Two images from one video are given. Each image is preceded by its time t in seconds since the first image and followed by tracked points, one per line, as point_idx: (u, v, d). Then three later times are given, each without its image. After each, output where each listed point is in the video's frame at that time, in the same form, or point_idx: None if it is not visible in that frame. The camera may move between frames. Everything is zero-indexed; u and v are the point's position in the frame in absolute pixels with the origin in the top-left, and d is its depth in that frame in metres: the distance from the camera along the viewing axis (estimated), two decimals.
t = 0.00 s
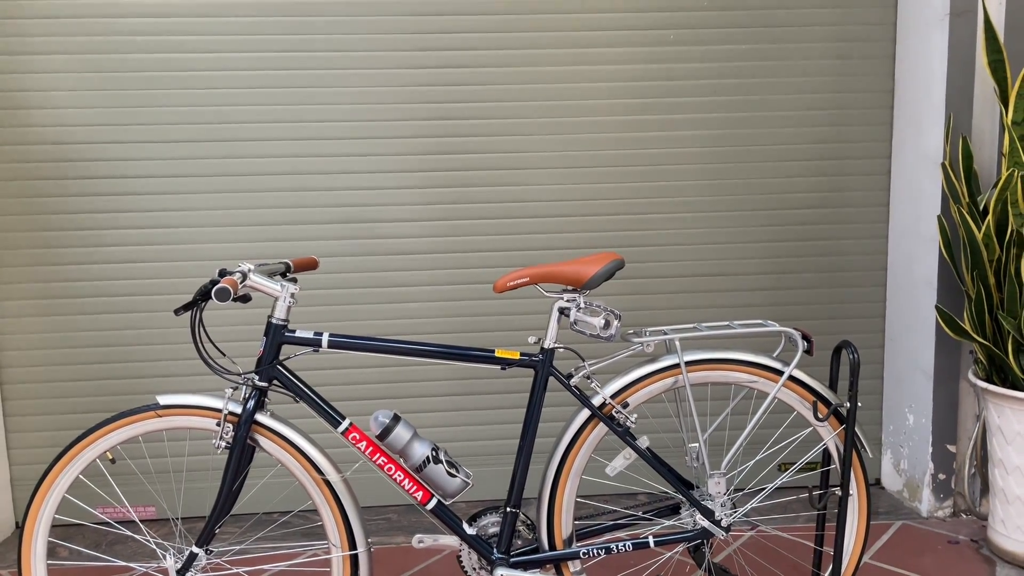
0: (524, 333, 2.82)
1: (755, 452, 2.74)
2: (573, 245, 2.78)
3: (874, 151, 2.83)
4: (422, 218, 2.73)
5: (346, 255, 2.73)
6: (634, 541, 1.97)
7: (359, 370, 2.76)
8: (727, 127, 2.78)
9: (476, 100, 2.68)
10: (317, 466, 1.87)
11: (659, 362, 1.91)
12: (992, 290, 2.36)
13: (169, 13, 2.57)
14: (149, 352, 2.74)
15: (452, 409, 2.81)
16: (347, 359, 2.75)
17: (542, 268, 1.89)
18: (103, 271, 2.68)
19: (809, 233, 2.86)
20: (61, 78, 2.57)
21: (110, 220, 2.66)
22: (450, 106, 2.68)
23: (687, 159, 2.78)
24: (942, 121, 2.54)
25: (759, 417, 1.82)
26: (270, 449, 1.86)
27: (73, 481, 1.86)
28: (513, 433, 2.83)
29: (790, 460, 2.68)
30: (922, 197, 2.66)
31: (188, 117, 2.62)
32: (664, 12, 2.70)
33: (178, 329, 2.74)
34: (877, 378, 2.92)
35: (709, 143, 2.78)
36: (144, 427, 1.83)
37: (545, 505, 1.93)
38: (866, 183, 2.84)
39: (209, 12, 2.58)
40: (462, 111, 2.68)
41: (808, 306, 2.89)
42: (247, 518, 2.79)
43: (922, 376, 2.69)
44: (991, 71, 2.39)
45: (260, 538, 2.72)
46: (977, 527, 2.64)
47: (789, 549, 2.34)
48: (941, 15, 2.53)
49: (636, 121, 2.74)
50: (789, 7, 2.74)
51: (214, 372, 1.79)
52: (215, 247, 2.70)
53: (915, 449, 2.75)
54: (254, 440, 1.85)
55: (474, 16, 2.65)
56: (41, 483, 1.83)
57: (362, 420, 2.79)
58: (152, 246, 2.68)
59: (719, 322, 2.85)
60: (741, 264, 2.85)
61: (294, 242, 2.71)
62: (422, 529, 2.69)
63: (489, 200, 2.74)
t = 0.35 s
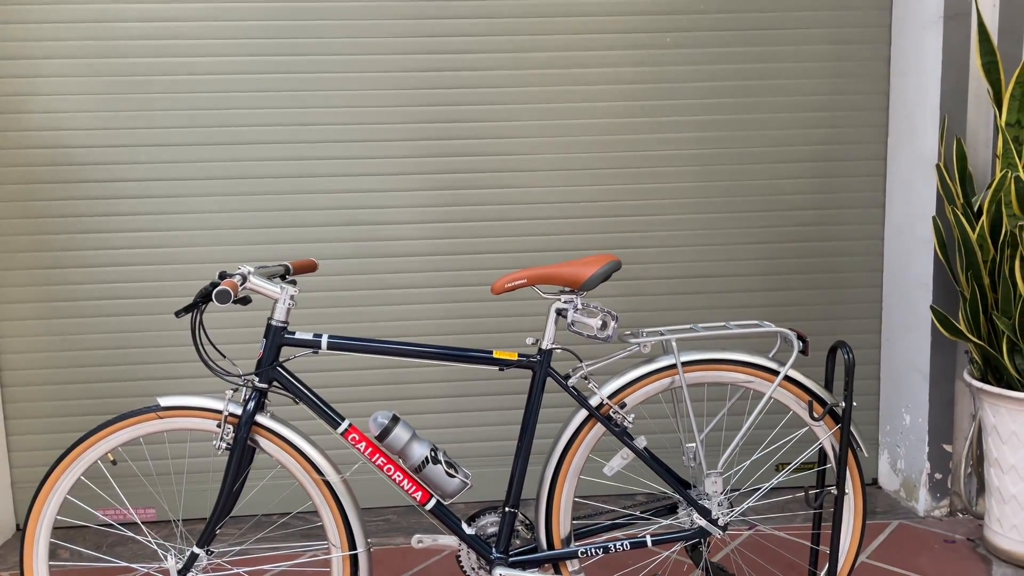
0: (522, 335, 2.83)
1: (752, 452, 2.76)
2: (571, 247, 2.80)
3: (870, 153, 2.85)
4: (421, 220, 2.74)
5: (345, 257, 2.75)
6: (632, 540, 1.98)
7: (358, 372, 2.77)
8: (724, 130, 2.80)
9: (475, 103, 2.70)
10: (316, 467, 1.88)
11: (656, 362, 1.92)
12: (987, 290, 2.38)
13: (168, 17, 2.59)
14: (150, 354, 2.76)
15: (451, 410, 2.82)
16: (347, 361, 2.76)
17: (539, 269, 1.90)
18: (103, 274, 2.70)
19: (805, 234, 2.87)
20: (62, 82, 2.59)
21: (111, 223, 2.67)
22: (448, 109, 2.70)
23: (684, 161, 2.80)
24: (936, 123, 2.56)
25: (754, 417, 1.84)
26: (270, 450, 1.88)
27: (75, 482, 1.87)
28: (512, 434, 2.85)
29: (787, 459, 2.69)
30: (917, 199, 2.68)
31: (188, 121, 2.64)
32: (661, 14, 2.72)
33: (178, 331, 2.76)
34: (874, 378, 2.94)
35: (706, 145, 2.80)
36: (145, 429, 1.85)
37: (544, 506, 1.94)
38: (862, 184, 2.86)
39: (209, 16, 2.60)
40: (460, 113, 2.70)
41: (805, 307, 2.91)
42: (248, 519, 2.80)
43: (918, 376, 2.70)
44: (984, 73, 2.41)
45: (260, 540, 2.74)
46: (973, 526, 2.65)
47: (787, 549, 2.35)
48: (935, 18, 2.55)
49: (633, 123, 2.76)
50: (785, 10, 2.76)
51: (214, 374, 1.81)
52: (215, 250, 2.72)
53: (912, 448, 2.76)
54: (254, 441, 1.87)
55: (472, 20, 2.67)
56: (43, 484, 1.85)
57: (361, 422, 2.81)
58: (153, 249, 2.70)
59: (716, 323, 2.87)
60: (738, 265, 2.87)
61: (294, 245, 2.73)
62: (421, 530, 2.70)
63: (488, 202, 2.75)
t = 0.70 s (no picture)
0: (519, 334, 2.83)
1: (749, 451, 2.76)
2: (567, 246, 2.80)
3: (865, 151, 2.86)
4: (417, 220, 2.74)
5: (342, 257, 2.74)
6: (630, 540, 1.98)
7: (355, 372, 2.77)
8: (720, 129, 2.80)
9: (471, 103, 2.70)
10: (314, 467, 1.88)
11: (653, 361, 1.92)
12: (982, 288, 2.39)
13: (164, 17, 2.58)
14: (145, 355, 2.75)
15: (448, 410, 2.82)
16: (344, 361, 2.76)
17: (536, 269, 1.90)
18: (98, 276, 2.69)
19: (801, 233, 2.88)
20: (56, 83, 2.58)
21: (106, 224, 2.67)
22: (445, 109, 2.69)
23: (680, 160, 2.80)
24: (931, 121, 2.57)
25: (752, 415, 1.84)
26: (267, 451, 1.87)
27: (72, 484, 1.87)
28: (509, 434, 2.85)
29: (784, 458, 2.70)
30: (912, 197, 2.68)
31: (184, 121, 2.63)
32: (657, 14, 2.73)
33: (173, 333, 2.75)
34: (870, 376, 2.95)
35: (702, 144, 2.80)
36: (142, 429, 1.84)
37: (541, 505, 1.94)
38: (857, 183, 2.87)
39: (203, 17, 2.59)
40: (457, 113, 2.70)
41: (801, 306, 2.91)
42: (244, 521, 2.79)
43: (914, 374, 2.71)
44: (979, 71, 2.41)
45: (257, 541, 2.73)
46: (970, 523, 2.66)
47: (784, 548, 2.35)
48: (930, 16, 2.56)
49: (631, 123, 2.76)
50: (780, 9, 2.77)
51: (210, 374, 1.80)
52: (210, 250, 2.71)
53: (908, 446, 2.77)
54: (251, 442, 1.86)
55: (469, 20, 2.67)
56: (39, 486, 1.84)
57: (358, 422, 2.80)
58: (148, 250, 2.69)
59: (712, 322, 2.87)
60: (734, 264, 2.87)
61: (291, 245, 2.72)
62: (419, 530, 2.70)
63: (484, 201, 2.75)
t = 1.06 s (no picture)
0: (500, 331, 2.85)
1: (728, 445, 2.79)
2: (547, 243, 2.82)
3: (842, 148, 2.89)
4: (398, 217, 2.75)
5: (323, 255, 2.75)
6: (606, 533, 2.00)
7: (338, 370, 2.78)
8: (698, 126, 2.83)
9: (452, 101, 2.71)
10: (292, 464, 1.88)
11: (628, 356, 1.94)
12: (955, 282, 2.42)
13: (144, 15, 2.58)
14: (126, 354, 2.75)
15: (430, 407, 2.83)
16: (327, 359, 2.77)
17: (512, 265, 1.92)
18: (77, 275, 2.68)
19: (779, 229, 2.91)
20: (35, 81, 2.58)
21: (85, 223, 2.66)
22: (426, 106, 2.71)
23: (659, 157, 2.83)
24: (905, 118, 2.60)
25: (725, 409, 1.87)
26: (244, 448, 1.88)
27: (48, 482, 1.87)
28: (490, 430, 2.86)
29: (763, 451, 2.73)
30: (887, 193, 2.72)
31: (165, 120, 2.63)
32: (636, 12, 2.75)
33: (154, 331, 2.75)
34: (848, 370, 2.98)
35: (681, 142, 2.83)
36: (118, 427, 1.84)
37: (518, 500, 1.96)
38: (834, 179, 2.90)
39: (183, 15, 2.59)
40: (439, 111, 2.71)
41: (779, 301, 2.94)
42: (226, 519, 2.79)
43: (890, 368, 2.74)
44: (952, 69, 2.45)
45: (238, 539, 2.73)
46: (945, 515, 2.70)
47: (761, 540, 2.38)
48: (904, 14, 2.59)
49: (610, 120, 2.78)
50: (758, 7, 2.79)
51: (187, 371, 1.80)
52: (190, 249, 2.71)
53: (885, 439, 2.80)
54: (229, 439, 1.87)
55: (449, 18, 2.68)
56: (15, 485, 1.84)
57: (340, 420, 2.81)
58: (128, 248, 2.69)
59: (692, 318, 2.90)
60: (713, 260, 2.90)
61: (272, 243, 2.73)
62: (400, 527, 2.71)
63: (465, 198, 2.77)
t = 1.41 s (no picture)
0: (487, 330, 2.86)
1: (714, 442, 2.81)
2: (534, 242, 2.83)
3: (825, 147, 2.92)
4: (385, 216, 2.76)
5: (310, 254, 2.76)
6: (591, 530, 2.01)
7: (325, 369, 2.79)
8: (683, 126, 2.85)
9: (438, 100, 2.72)
10: (277, 463, 1.89)
11: (612, 354, 1.96)
12: (936, 280, 2.45)
13: (129, 14, 2.57)
14: (112, 354, 2.74)
15: (417, 406, 2.84)
16: (314, 358, 2.77)
17: (497, 264, 1.93)
18: (62, 275, 2.67)
19: (764, 228, 2.93)
20: (18, 81, 2.56)
21: (70, 223, 2.65)
22: (413, 106, 2.71)
23: (645, 157, 2.85)
24: (887, 118, 2.63)
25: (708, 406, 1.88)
26: (230, 448, 1.88)
27: (33, 483, 1.86)
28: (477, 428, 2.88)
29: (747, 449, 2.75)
30: (870, 192, 2.74)
31: (150, 120, 2.63)
32: (622, 12, 2.77)
33: (140, 332, 2.74)
34: (832, 367, 3.01)
35: (666, 141, 2.85)
36: (103, 428, 1.84)
37: (504, 498, 1.97)
38: (817, 178, 2.93)
39: (169, 14, 2.59)
40: (425, 111, 2.72)
41: (764, 299, 2.97)
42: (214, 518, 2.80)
43: (873, 365, 2.77)
44: (932, 69, 2.48)
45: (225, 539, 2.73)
46: (927, 510, 2.73)
47: (745, 536, 2.41)
48: (885, 15, 2.62)
49: (596, 120, 2.80)
50: (742, 7, 2.82)
51: (172, 371, 1.80)
52: (176, 248, 2.71)
53: (868, 436, 2.83)
54: (214, 439, 1.87)
55: (436, 18, 2.69)
56: None
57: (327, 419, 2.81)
58: (113, 248, 2.68)
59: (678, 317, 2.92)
60: (698, 259, 2.92)
61: (258, 243, 2.73)
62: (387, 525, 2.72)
63: (452, 198, 2.77)
